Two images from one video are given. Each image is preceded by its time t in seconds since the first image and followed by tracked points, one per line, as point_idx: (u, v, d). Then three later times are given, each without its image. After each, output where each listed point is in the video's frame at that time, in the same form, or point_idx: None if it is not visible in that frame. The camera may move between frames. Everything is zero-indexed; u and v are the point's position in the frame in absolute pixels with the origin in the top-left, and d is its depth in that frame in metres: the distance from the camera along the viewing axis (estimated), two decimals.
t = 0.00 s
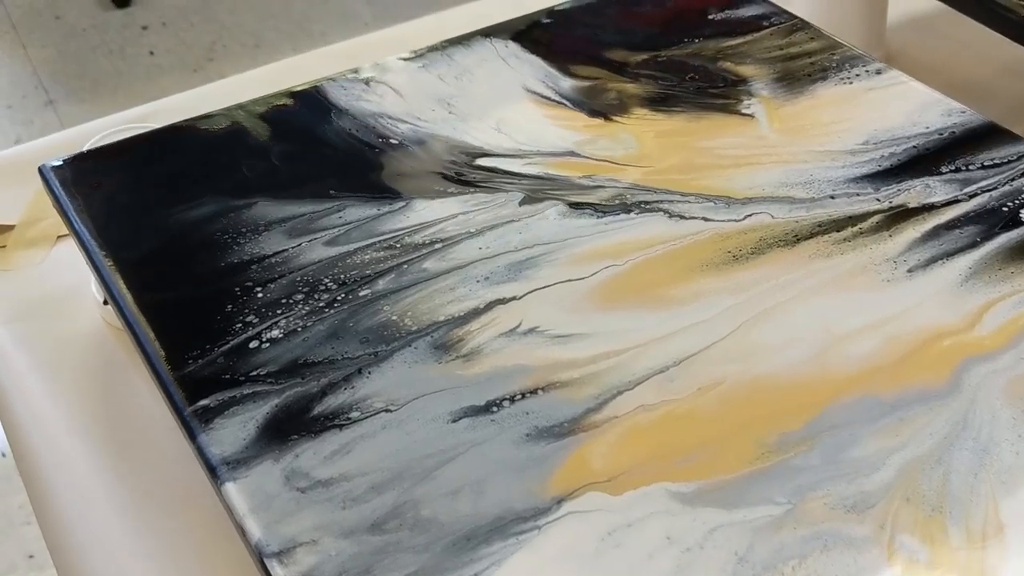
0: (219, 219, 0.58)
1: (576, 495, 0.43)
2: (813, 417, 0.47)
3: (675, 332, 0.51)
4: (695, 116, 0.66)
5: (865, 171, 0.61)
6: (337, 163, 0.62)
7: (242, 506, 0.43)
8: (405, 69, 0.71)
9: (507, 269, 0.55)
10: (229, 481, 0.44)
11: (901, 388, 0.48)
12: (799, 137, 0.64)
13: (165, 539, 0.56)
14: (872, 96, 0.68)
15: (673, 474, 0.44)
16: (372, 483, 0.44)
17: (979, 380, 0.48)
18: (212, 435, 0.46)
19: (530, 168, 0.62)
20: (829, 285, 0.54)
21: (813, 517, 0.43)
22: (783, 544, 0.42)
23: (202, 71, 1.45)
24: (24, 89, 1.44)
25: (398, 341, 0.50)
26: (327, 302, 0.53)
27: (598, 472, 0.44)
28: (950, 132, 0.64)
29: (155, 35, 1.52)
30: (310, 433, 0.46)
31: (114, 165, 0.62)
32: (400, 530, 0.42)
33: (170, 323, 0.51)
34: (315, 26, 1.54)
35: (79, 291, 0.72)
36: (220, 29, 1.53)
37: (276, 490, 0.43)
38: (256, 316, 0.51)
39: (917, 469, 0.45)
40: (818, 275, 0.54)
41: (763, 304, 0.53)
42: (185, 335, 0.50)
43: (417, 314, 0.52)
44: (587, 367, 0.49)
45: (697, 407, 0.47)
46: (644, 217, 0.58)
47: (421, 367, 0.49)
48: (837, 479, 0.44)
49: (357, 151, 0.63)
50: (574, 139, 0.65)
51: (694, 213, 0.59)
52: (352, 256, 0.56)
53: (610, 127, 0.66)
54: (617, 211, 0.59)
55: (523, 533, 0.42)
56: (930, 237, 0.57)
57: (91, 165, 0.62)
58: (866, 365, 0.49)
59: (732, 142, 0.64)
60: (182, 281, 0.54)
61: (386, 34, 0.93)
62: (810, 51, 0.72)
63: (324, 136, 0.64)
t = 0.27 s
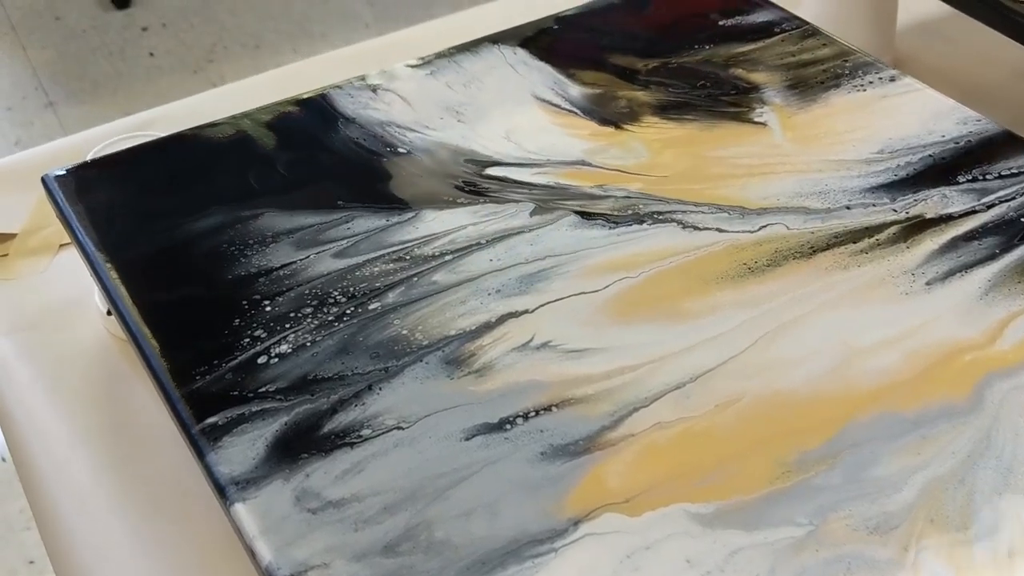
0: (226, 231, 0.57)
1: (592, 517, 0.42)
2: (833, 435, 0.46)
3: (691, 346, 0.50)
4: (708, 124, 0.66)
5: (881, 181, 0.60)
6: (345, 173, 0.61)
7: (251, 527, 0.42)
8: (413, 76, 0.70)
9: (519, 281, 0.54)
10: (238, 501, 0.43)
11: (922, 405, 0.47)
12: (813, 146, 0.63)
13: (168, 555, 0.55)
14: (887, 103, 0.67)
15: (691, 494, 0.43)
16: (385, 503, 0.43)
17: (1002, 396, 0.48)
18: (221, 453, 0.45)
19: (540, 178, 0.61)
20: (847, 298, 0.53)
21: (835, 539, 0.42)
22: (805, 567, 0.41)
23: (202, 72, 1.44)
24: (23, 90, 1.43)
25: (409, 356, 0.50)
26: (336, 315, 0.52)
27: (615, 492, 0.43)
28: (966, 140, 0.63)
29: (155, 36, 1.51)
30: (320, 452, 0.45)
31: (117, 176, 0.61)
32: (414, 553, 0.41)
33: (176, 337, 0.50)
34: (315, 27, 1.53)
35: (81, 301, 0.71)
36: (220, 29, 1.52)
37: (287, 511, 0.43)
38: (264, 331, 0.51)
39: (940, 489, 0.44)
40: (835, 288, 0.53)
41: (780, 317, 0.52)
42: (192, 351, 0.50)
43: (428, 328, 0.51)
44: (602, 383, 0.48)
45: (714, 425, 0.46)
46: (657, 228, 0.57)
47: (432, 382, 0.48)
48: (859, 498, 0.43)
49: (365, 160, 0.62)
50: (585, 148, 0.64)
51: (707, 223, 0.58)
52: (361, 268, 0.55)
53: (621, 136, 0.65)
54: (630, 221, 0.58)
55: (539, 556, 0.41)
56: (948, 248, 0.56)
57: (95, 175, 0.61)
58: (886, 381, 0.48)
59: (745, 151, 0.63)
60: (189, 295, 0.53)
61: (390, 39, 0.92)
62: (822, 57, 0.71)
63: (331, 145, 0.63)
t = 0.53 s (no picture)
0: (232, 242, 0.56)
1: (609, 538, 0.42)
2: (853, 452, 0.45)
3: (708, 360, 0.49)
4: (721, 131, 0.65)
5: (897, 190, 0.60)
6: (353, 182, 0.60)
7: (260, 548, 0.41)
8: (421, 82, 0.69)
9: (530, 293, 0.53)
10: (246, 522, 0.42)
11: (942, 421, 0.47)
12: (827, 153, 0.62)
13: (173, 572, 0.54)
14: (901, 110, 0.66)
15: (709, 514, 0.43)
16: (397, 524, 0.42)
17: None
18: (229, 472, 0.44)
19: (551, 187, 0.61)
20: (864, 310, 0.52)
21: (857, 561, 0.41)
22: None
23: (202, 73, 1.44)
24: (23, 91, 1.42)
25: (420, 370, 0.49)
26: (345, 329, 0.51)
27: (632, 512, 0.43)
28: (983, 148, 0.62)
29: (155, 37, 1.50)
30: (330, 470, 0.44)
31: (121, 185, 0.60)
32: None
33: (182, 351, 0.50)
34: (316, 28, 1.52)
35: (83, 310, 0.70)
36: (220, 31, 1.51)
37: (297, 532, 0.42)
38: (272, 344, 0.50)
39: (962, 509, 0.43)
40: (853, 300, 0.52)
41: (798, 330, 0.51)
42: (198, 365, 0.49)
43: (439, 342, 0.50)
44: (618, 398, 0.47)
45: (732, 442, 0.45)
46: (670, 238, 0.57)
47: (444, 398, 0.47)
48: (881, 518, 0.43)
49: (373, 169, 0.61)
50: (596, 156, 0.63)
51: (721, 233, 0.57)
52: (370, 280, 0.54)
53: (633, 144, 0.64)
54: (643, 231, 0.57)
55: None
56: (967, 259, 0.55)
57: (99, 184, 0.60)
58: (906, 396, 0.48)
59: (759, 159, 0.62)
60: (194, 307, 0.52)
61: (393, 44, 0.91)
62: (835, 63, 0.71)
63: (338, 153, 0.62)
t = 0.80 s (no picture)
0: (235, 251, 0.55)
1: (623, 556, 0.41)
2: (871, 468, 0.44)
3: (720, 373, 0.48)
4: (730, 137, 0.64)
5: (911, 197, 0.59)
6: (357, 189, 0.59)
7: (264, 568, 0.40)
8: (426, 87, 0.68)
9: (539, 303, 0.52)
10: (250, 540, 0.41)
11: (960, 435, 0.46)
12: (839, 160, 0.61)
13: None
14: (914, 115, 0.65)
15: (725, 532, 0.42)
16: (404, 542, 0.41)
17: None
18: (232, 488, 0.43)
19: (558, 194, 0.60)
20: (880, 321, 0.51)
21: None
22: None
23: (202, 75, 1.43)
24: (21, 93, 1.41)
25: (427, 383, 0.48)
26: (350, 340, 0.50)
27: (646, 529, 0.42)
28: (997, 155, 0.61)
29: (155, 39, 1.49)
30: (336, 486, 0.43)
31: (123, 192, 0.59)
32: None
33: (184, 364, 0.49)
34: (315, 29, 1.51)
35: (84, 319, 0.69)
36: (219, 32, 1.50)
37: (302, 550, 0.41)
38: (276, 356, 0.49)
39: (983, 526, 0.42)
40: (868, 310, 0.51)
41: (812, 342, 0.50)
42: (201, 378, 0.48)
43: (446, 353, 0.49)
44: (630, 412, 0.46)
45: (748, 457, 0.44)
46: (681, 246, 0.56)
47: (451, 411, 0.46)
48: (900, 536, 0.42)
49: (378, 176, 0.60)
50: (604, 163, 0.62)
51: (733, 241, 0.56)
52: (376, 290, 0.53)
53: (642, 150, 0.63)
54: (652, 240, 0.56)
55: None
56: (983, 268, 0.54)
57: (100, 192, 0.59)
58: (923, 410, 0.47)
59: (770, 165, 0.61)
60: (196, 318, 0.51)
61: (396, 48, 0.90)
62: (845, 67, 0.70)
63: (342, 159, 0.61)
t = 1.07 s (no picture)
0: (237, 258, 0.54)
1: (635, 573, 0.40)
2: (887, 481, 0.43)
3: (733, 383, 0.47)
4: (740, 142, 0.63)
5: (924, 203, 0.58)
6: (361, 194, 0.58)
7: None
8: (430, 91, 0.67)
9: (547, 312, 0.51)
10: (254, 556, 0.40)
11: (978, 447, 0.45)
12: (850, 165, 0.61)
13: None
14: (925, 119, 0.64)
15: (739, 548, 0.41)
16: (411, 559, 0.40)
17: None
18: (235, 502, 0.42)
19: (565, 200, 0.59)
20: (894, 330, 0.50)
21: None
22: None
23: (203, 76, 1.42)
24: (21, 94, 1.40)
25: (433, 394, 0.47)
26: (355, 350, 0.49)
27: (658, 545, 0.41)
28: (1010, 160, 0.60)
29: (155, 40, 1.48)
30: (341, 501, 0.42)
31: (123, 199, 0.58)
32: None
33: (186, 374, 0.48)
34: (315, 30, 1.50)
35: (84, 324, 0.67)
36: (219, 32, 1.49)
37: (307, 567, 0.40)
38: (279, 367, 0.48)
39: (1004, 541, 0.41)
40: (882, 319, 0.51)
41: (826, 351, 0.49)
42: (203, 389, 0.47)
43: (452, 364, 0.48)
44: (641, 423, 0.45)
45: (762, 470, 0.43)
46: (690, 253, 0.55)
47: (459, 423, 0.45)
48: (918, 552, 0.41)
49: (382, 181, 0.59)
50: (611, 168, 0.61)
51: (744, 248, 0.55)
52: (381, 298, 0.52)
53: (649, 155, 0.62)
54: (661, 247, 0.55)
55: None
56: (999, 275, 0.53)
57: (100, 197, 0.58)
58: (940, 421, 0.46)
59: (780, 171, 0.60)
60: (198, 328, 0.50)
61: (398, 51, 0.89)
62: (856, 71, 0.69)
63: (345, 164, 0.61)
